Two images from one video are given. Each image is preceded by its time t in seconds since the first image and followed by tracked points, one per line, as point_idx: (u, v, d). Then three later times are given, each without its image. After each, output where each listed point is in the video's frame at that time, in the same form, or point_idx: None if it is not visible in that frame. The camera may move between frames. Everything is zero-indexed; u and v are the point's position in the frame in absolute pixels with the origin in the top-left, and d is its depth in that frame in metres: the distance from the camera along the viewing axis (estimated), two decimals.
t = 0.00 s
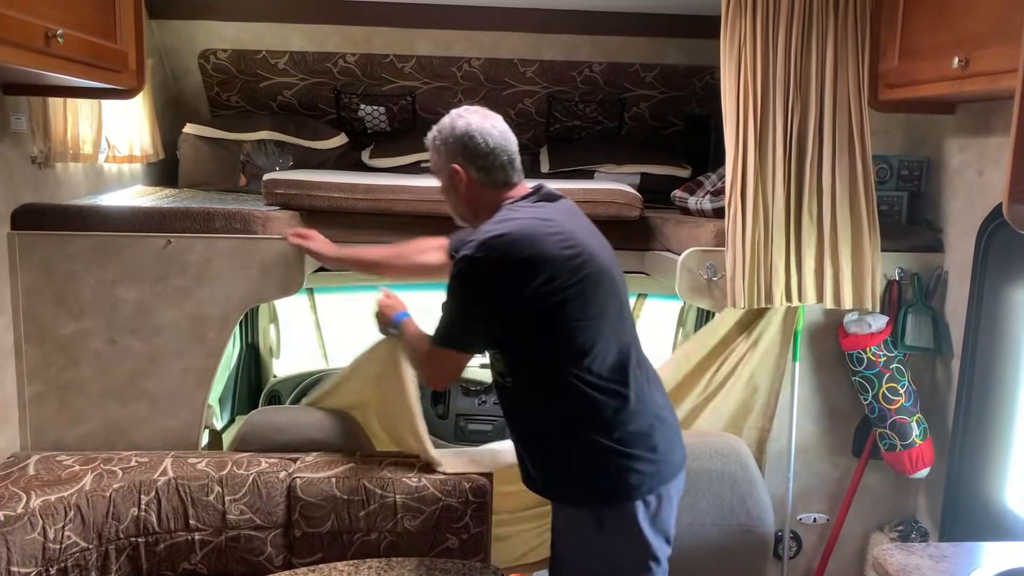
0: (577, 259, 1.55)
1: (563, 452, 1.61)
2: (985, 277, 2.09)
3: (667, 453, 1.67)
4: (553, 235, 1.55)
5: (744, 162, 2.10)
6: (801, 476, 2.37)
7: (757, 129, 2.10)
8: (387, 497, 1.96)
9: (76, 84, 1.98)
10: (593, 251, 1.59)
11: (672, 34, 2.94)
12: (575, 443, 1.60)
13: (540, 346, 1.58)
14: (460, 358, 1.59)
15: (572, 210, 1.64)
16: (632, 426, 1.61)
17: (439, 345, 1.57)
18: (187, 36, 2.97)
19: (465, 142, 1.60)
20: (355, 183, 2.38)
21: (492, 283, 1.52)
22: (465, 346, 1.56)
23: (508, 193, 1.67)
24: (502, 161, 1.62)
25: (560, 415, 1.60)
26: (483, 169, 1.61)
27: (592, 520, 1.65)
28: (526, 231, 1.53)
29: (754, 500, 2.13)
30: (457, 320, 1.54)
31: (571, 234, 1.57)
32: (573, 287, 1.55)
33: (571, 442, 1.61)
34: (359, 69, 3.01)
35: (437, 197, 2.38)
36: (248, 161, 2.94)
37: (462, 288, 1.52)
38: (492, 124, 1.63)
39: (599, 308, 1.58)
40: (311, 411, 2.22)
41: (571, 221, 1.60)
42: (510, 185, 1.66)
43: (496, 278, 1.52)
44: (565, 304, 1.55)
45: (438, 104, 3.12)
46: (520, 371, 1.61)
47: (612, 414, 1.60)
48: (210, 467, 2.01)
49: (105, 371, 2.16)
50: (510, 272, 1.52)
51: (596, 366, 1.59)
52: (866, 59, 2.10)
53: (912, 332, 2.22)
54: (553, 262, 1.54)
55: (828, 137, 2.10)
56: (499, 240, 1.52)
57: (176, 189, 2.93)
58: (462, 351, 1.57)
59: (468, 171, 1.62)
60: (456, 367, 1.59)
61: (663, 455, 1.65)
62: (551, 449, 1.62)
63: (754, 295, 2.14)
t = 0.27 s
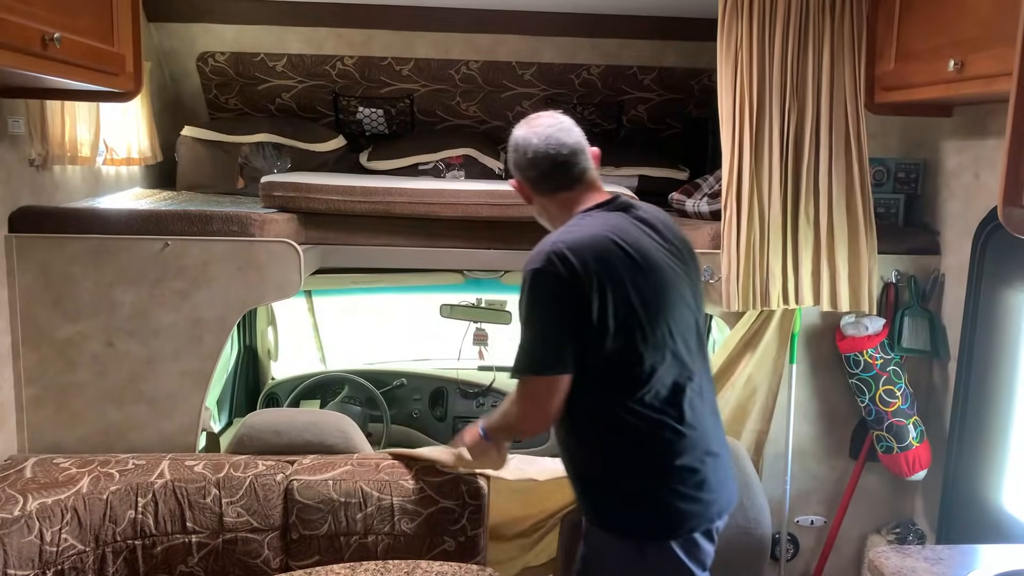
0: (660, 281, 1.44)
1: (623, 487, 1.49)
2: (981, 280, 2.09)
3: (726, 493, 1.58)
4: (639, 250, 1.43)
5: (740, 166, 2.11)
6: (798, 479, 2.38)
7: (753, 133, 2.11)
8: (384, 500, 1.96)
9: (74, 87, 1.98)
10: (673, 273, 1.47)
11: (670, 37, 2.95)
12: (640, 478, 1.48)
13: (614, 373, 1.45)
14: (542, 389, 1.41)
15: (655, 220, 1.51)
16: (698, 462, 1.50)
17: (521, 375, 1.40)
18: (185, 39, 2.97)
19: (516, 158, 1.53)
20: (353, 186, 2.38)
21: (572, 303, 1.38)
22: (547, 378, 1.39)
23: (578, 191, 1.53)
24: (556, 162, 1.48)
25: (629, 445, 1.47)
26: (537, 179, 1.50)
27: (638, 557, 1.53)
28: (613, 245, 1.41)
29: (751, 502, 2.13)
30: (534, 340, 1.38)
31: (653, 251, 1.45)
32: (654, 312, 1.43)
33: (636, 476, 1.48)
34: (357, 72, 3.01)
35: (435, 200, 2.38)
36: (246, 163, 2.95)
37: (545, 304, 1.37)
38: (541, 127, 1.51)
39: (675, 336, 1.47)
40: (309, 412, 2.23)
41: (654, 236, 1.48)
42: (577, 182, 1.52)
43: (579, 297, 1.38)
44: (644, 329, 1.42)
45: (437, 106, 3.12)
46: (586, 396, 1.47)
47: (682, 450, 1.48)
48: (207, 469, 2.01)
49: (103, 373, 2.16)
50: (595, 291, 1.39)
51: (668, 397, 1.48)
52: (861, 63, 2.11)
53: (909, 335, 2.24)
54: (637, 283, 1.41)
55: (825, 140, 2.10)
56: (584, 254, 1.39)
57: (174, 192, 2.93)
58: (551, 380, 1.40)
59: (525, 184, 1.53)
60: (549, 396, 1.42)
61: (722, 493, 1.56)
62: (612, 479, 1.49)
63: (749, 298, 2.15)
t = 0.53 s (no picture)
0: (705, 291, 1.47)
1: (654, 485, 1.54)
2: (980, 283, 2.09)
3: (760, 508, 1.58)
4: (686, 257, 1.46)
5: (738, 167, 2.11)
6: (797, 481, 2.37)
7: (751, 134, 2.11)
8: (381, 502, 1.96)
9: (71, 88, 1.98)
10: (723, 283, 1.49)
11: (668, 39, 2.95)
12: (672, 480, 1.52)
13: (654, 376, 1.49)
14: (585, 386, 1.45)
15: (716, 226, 1.53)
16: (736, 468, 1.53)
17: (552, 372, 1.46)
18: (184, 41, 2.97)
19: (582, 143, 1.55)
20: (351, 188, 2.38)
21: (610, 303, 1.44)
22: (580, 376, 1.44)
23: (642, 181, 1.54)
24: (620, 150, 1.49)
25: (664, 446, 1.52)
26: (600, 165, 1.52)
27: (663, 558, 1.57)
28: (661, 250, 1.45)
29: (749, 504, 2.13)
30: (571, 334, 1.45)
31: (704, 260, 1.48)
32: (695, 320, 1.47)
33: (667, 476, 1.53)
34: (356, 73, 3.01)
35: (433, 201, 2.38)
36: (244, 164, 2.95)
37: (583, 299, 1.44)
38: (609, 113, 1.53)
39: (720, 346, 1.49)
40: (307, 414, 2.23)
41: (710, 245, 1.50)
42: (642, 171, 1.53)
43: (618, 297, 1.45)
44: (685, 336, 1.46)
45: (436, 108, 3.12)
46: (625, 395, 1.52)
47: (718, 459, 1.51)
48: (204, 471, 2.00)
49: (100, 375, 2.16)
50: (634, 293, 1.45)
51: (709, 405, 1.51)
52: (859, 65, 2.11)
53: (907, 337, 2.23)
54: (680, 290, 1.46)
55: (823, 142, 2.10)
56: (627, 256, 1.45)
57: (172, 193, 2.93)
58: (585, 378, 1.44)
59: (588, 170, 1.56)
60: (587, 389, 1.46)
61: (757, 507, 1.57)
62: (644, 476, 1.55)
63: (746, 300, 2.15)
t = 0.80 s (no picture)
0: (732, 298, 1.49)
1: (668, 474, 1.59)
2: (977, 284, 2.09)
3: (771, 516, 1.61)
4: (715, 263, 1.48)
5: (736, 168, 2.11)
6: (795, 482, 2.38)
7: (748, 134, 2.10)
8: (378, 503, 1.95)
9: (68, 89, 1.98)
10: (752, 291, 1.51)
11: (668, 40, 2.93)
12: (684, 476, 1.58)
13: (676, 376, 1.53)
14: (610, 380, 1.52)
15: (751, 233, 1.54)
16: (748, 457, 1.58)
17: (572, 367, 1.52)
18: (183, 42, 2.96)
19: (626, 135, 1.57)
20: (349, 189, 2.38)
21: (635, 302, 1.49)
22: (601, 373, 1.50)
23: (684, 177, 1.55)
24: (663, 145, 1.51)
25: (680, 443, 1.57)
26: (643, 159, 1.54)
27: (669, 555, 1.62)
28: (692, 254, 1.47)
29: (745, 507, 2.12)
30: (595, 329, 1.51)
31: (734, 268, 1.49)
32: (720, 327, 1.49)
33: (680, 473, 1.59)
34: (354, 74, 3.00)
35: (431, 202, 2.38)
36: (242, 166, 2.96)
37: (609, 296, 1.48)
38: (655, 107, 1.54)
39: (742, 353, 1.52)
40: (306, 415, 2.24)
41: (742, 252, 1.51)
42: (684, 168, 1.54)
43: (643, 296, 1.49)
44: (710, 334, 1.49)
45: (434, 110, 3.13)
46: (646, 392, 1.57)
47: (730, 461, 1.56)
48: (201, 472, 1.99)
49: (97, 375, 2.16)
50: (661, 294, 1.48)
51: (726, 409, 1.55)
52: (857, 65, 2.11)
53: (906, 339, 2.23)
54: (707, 296, 1.48)
55: (821, 143, 2.10)
56: (655, 257, 1.48)
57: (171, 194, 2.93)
58: (605, 377, 1.50)
59: (631, 163, 1.58)
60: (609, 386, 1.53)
61: (769, 506, 1.61)
62: (658, 469, 1.61)
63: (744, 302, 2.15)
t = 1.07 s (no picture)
0: (750, 302, 1.49)
1: (678, 470, 1.60)
2: (975, 285, 2.10)
3: (776, 521, 1.62)
4: (734, 267, 1.48)
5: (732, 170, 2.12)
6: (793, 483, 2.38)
7: (746, 134, 2.11)
8: (377, 504, 1.94)
9: (66, 90, 1.98)
10: (769, 297, 1.51)
11: (668, 42, 2.92)
12: (692, 477, 1.59)
13: (690, 377, 1.53)
14: (634, 380, 1.53)
15: (771, 238, 1.54)
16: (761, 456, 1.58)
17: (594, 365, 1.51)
18: (182, 44, 2.95)
19: (651, 131, 1.56)
20: (348, 190, 2.38)
21: (652, 302, 1.49)
22: (618, 370, 1.51)
23: (708, 177, 1.55)
24: (690, 141, 1.51)
25: (691, 444, 1.58)
26: (668, 156, 1.54)
27: (673, 555, 1.63)
28: (712, 257, 1.48)
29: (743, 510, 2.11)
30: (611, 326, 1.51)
31: (753, 273, 1.49)
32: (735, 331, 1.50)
33: (689, 473, 1.59)
34: (353, 75, 3.00)
35: (429, 204, 2.38)
36: (241, 167, 2.98)
37: (627, 294, 1.48)
38: (683, 105, 1.53)
39: (758, 357, 1.53)
40: (304, 416, 2.23)
41: (761, 256, 1.51)
42: (709, 166, 1.54)
43: (662, 296, 1.48)
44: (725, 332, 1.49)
45: (433, 111, 3.13)
46: (659, 392, 1.58)
47: (740, 464, 1.57)
48: (200, 473, 2.00)
49: (96, 377, 2.16)
50: (679, 295, 1.48)
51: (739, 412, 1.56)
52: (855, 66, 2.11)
53: (904, 339, 2.24)
54: (725, 300, 1.48)
55: (820, 143, 2.10)
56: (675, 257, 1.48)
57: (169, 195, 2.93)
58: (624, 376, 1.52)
59: (654, 159, 1.57)
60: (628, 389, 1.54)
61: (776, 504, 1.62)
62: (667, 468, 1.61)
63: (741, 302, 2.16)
